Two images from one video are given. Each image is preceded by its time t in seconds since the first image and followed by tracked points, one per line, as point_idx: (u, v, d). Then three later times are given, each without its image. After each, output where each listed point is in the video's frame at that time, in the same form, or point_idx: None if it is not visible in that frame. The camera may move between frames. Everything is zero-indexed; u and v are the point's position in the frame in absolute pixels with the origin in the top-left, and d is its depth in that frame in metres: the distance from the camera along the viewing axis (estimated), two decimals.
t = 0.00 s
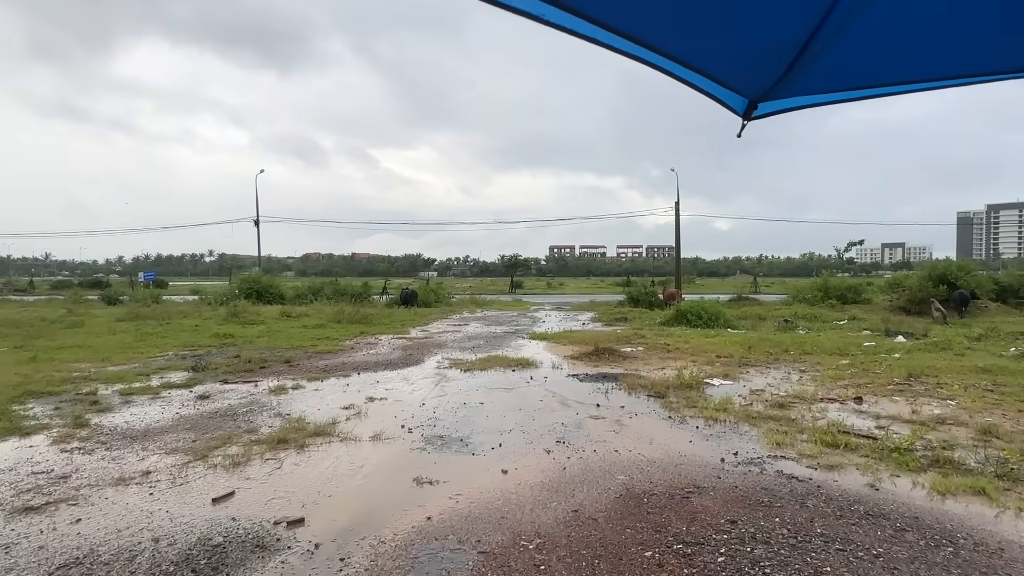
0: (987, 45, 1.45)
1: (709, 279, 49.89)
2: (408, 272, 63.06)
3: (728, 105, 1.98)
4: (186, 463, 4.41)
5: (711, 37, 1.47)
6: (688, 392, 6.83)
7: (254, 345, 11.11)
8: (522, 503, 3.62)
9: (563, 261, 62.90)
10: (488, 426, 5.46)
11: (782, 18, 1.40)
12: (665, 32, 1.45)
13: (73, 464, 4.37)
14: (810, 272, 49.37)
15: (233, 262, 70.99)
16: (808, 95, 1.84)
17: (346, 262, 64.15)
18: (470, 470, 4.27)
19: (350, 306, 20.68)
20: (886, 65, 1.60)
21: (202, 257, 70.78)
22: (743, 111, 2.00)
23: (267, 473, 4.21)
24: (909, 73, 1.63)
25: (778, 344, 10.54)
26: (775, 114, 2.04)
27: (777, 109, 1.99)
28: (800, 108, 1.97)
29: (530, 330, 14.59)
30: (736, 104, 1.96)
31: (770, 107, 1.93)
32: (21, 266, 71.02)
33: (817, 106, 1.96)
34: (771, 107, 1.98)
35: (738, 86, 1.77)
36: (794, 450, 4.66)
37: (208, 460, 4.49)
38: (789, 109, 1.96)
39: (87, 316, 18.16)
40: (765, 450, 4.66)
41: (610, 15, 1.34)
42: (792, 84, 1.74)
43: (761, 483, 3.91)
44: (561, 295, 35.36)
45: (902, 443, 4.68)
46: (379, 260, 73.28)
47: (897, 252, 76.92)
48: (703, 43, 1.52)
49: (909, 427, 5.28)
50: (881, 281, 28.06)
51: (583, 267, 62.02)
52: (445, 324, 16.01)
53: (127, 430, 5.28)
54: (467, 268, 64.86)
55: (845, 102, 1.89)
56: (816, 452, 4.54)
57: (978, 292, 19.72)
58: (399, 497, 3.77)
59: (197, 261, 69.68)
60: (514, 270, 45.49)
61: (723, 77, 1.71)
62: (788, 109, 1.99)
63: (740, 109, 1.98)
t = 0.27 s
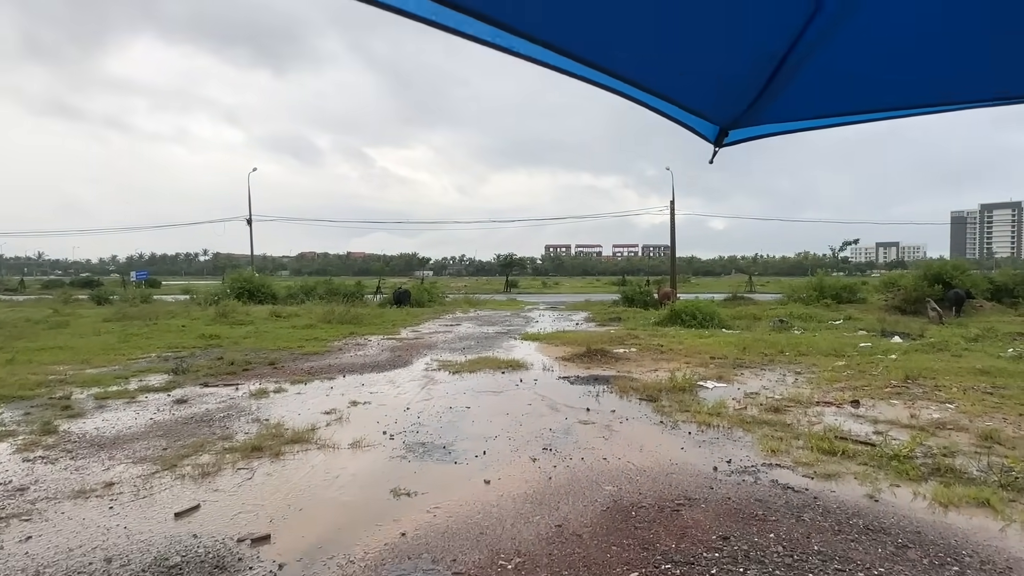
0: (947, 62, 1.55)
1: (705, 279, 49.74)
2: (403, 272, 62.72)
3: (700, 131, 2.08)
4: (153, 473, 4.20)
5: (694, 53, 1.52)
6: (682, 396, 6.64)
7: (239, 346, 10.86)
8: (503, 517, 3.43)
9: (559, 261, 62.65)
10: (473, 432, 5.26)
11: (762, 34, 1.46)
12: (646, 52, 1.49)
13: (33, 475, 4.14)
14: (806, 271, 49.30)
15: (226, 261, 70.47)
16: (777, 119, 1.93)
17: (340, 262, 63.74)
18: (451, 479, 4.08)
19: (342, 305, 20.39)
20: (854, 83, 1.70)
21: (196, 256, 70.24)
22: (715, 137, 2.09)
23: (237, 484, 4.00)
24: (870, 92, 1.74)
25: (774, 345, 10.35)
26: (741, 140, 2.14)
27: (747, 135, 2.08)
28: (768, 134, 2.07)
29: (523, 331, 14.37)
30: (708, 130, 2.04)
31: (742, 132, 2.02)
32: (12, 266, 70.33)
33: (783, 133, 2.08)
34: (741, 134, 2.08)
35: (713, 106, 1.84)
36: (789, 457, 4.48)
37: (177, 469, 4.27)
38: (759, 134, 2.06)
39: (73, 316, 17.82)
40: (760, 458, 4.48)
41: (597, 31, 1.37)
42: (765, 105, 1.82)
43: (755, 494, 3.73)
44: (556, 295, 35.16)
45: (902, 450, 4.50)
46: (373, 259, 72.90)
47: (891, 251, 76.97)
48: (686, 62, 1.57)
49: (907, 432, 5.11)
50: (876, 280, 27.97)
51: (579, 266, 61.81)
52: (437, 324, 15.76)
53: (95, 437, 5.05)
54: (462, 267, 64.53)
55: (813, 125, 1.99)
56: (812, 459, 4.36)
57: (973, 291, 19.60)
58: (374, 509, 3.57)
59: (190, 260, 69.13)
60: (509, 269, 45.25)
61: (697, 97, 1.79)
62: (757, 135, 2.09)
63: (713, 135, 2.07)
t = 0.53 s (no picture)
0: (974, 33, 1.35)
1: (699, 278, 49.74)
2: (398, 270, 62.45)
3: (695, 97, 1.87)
4: (117, 481, 3.96)
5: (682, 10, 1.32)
6: (676, 396, 6.43)
7: (225, 345, 10.61)
8: (485, 528, 3.20)
9: (554, 260, 62.53)
10: (459, 435, 5.04)
11: None
12: None
13: None
14: (800, 270, 49.36)
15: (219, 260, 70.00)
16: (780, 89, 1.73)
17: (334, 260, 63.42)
18: (433, 486, 3.85)
19: (334, 304, 20.15)
20: (866, 51, 1.49)
21: (188, 255, 69.76)
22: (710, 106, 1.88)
23: (205, 491, 3.77)
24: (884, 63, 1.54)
25: (770, 344, 10.18)
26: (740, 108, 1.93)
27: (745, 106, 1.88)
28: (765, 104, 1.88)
29: (516, 329, 14.17)
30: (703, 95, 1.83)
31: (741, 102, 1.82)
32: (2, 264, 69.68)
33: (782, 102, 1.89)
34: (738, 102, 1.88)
35: (710, 71, 1.62)
36: (789, 461, 4.27)
37: (143, 476, 4.04)
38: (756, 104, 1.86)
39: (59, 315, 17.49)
40: (758, 462, 4.27)
41: None
42: (764, 71, 1.62)
43: (754, 501, 3.51)
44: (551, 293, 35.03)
45: (906, 454, 4.30)
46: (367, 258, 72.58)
47: (885, 250, 77.23)
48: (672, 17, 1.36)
49: (910, 434, 4.91)
50: (870, 279, 27.97)
51: (574, 265, 61.73)
52: (429, 323, 15.54)
53: (63, 441, 4.81)
54: (457, 266, 64.35)
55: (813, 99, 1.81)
56: (813, 464, 4.15)
57: (968, 290, 19.54)
58: (348, 520, 3.34)
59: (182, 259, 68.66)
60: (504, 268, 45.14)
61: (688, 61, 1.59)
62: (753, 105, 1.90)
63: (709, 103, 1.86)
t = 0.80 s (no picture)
0: None
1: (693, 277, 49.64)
2: (391, 270, 62.08)
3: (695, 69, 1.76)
4: (76, 497, 3.71)
5: None
6: (670, 402, 6.22)
7: (208, 348, 10.34)
8: (465, 551, 2.97)
9: (549, 259, 62.32)
10: (444, 444, 4.82)
11: None
12: None
13: None
14: (793, 269, 49.34)
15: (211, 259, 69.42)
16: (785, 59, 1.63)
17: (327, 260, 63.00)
18: (412, 502, 3.62)
19: (324, 305, 19.85)
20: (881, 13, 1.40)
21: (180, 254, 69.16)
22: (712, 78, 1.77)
23: (169, 510, 3.53)
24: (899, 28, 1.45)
25: (766, 346, 9.99)
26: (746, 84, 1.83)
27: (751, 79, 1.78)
28: (768, 79, 1.78)
29: (508, 330, 13.95)
30: (704, 67, 1.72)
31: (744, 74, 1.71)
32: None
33: (786, 77, 1.80)
34: (740, 76, 1.78)
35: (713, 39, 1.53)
36: (788, 473, 4.08)
37: (105, 491, 3.79)
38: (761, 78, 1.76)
39: (41, 317, 17.08)
40: (756, 474, 4.07)
41: None
42: (771, 39, 1.53)
43: (753, 520, 3.31)
44: (545, 292, 34.81)
45: (910, 465, 4.10)
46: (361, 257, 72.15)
47: (877, 250, 77.44)
48: None
49: (913, 443, 4.72)
50: (864, 278, 27.89)
51: (568, 264, 61.53)
52: (420, 323, 15.28)
53: (25, 453, 4.56)
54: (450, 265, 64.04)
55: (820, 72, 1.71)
56: (814, 476, 3.96)
57: (963, 290, 19.44)
58: (319, 542, 3.11)
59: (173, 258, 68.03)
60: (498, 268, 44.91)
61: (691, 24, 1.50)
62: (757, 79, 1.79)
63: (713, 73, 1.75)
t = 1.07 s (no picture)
0: None
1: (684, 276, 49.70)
2: (383, 269, 61.76)
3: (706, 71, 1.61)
4: (24, 511, 3.48)
5: None
6: (659, 405, 6.04)
7: (188, 349, 10.08)
8: (436, 571, 2.77)
9: (541, 258, 62.24)
10: (422, 451, 4.61)
11: None
12: None
13: None
14: (784, 268, 49.51)
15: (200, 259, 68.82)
16: (803, 63, 1.48)
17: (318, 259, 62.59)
18: (385, 515, 3.41)
19: (312, 304, 19.61)
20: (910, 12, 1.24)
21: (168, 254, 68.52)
22: (722, 82, 1.63)
23: (123, 524, 3.30)
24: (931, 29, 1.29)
25: (757, 346, 9.86)
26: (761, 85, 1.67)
27: (757, 84, 1.64)
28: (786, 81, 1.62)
29: (497, 330, 13.77)
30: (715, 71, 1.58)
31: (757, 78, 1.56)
32: None
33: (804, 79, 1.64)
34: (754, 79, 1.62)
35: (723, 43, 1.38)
36: (780, 481, 3.90)
37: (57, 504, 3.56)
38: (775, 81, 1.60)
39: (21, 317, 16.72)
40: (747, 482, 3.89)
41: None
42: (786, 43, 1.38)
43: (744, 532, 3.12)
44: (537, 291, 34.70)
45: (907, 472, 3.93)
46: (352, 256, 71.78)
47: (867, 249, 77.99)
48: None
49: (909, 448, 4.56)
50: (854, 278, 27.96)
51: (560, 264, 61.47)
52: (408, 323, 15.07)
53: None
54: (442, 264, 63.83)
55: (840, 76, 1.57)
56: (807, 485, 3.78)
57: (952, 289, 19.47)
58: (279, 560, 2.90)
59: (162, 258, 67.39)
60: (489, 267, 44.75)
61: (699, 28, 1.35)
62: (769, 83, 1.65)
63: (718, 79, 1.61)
